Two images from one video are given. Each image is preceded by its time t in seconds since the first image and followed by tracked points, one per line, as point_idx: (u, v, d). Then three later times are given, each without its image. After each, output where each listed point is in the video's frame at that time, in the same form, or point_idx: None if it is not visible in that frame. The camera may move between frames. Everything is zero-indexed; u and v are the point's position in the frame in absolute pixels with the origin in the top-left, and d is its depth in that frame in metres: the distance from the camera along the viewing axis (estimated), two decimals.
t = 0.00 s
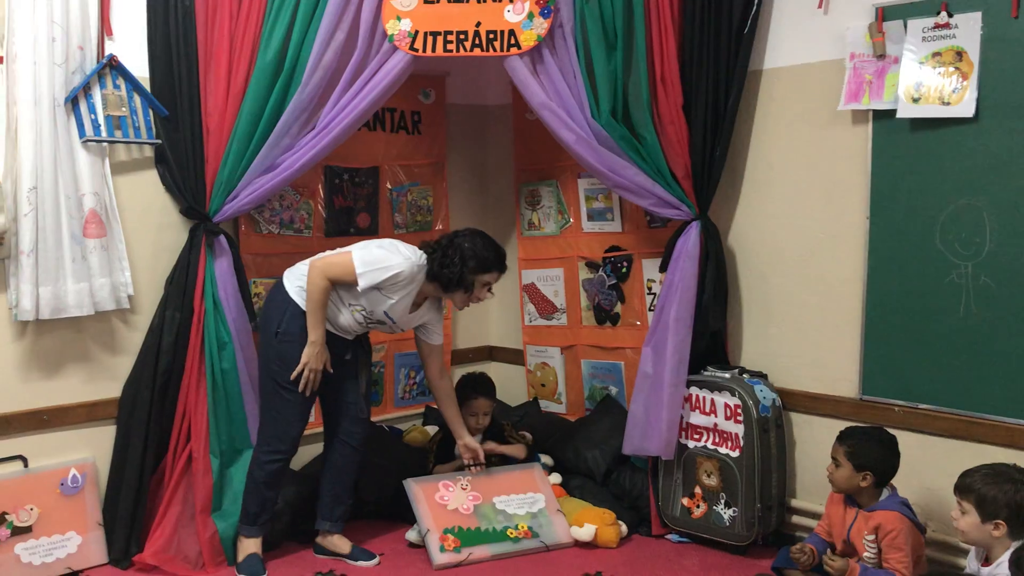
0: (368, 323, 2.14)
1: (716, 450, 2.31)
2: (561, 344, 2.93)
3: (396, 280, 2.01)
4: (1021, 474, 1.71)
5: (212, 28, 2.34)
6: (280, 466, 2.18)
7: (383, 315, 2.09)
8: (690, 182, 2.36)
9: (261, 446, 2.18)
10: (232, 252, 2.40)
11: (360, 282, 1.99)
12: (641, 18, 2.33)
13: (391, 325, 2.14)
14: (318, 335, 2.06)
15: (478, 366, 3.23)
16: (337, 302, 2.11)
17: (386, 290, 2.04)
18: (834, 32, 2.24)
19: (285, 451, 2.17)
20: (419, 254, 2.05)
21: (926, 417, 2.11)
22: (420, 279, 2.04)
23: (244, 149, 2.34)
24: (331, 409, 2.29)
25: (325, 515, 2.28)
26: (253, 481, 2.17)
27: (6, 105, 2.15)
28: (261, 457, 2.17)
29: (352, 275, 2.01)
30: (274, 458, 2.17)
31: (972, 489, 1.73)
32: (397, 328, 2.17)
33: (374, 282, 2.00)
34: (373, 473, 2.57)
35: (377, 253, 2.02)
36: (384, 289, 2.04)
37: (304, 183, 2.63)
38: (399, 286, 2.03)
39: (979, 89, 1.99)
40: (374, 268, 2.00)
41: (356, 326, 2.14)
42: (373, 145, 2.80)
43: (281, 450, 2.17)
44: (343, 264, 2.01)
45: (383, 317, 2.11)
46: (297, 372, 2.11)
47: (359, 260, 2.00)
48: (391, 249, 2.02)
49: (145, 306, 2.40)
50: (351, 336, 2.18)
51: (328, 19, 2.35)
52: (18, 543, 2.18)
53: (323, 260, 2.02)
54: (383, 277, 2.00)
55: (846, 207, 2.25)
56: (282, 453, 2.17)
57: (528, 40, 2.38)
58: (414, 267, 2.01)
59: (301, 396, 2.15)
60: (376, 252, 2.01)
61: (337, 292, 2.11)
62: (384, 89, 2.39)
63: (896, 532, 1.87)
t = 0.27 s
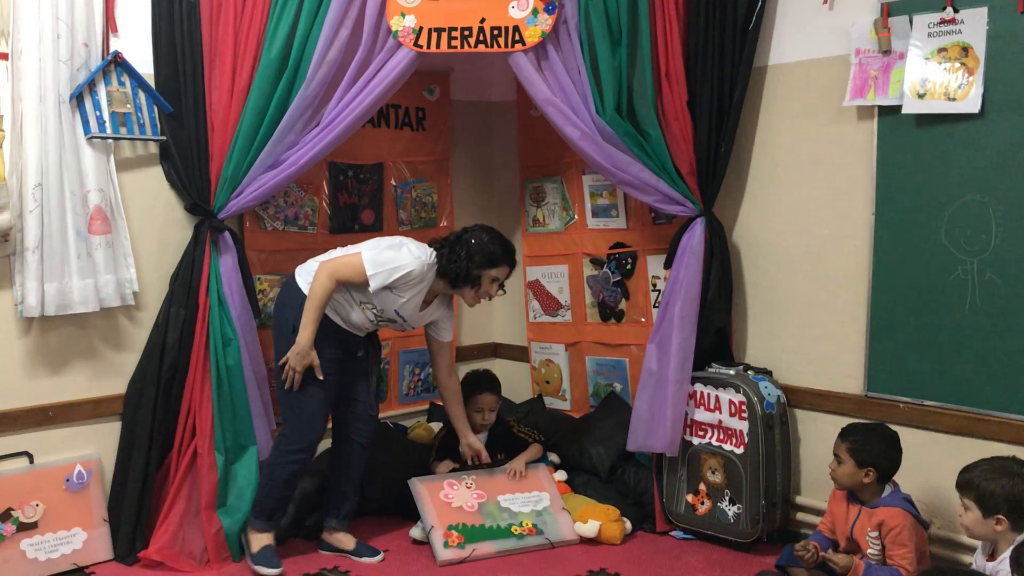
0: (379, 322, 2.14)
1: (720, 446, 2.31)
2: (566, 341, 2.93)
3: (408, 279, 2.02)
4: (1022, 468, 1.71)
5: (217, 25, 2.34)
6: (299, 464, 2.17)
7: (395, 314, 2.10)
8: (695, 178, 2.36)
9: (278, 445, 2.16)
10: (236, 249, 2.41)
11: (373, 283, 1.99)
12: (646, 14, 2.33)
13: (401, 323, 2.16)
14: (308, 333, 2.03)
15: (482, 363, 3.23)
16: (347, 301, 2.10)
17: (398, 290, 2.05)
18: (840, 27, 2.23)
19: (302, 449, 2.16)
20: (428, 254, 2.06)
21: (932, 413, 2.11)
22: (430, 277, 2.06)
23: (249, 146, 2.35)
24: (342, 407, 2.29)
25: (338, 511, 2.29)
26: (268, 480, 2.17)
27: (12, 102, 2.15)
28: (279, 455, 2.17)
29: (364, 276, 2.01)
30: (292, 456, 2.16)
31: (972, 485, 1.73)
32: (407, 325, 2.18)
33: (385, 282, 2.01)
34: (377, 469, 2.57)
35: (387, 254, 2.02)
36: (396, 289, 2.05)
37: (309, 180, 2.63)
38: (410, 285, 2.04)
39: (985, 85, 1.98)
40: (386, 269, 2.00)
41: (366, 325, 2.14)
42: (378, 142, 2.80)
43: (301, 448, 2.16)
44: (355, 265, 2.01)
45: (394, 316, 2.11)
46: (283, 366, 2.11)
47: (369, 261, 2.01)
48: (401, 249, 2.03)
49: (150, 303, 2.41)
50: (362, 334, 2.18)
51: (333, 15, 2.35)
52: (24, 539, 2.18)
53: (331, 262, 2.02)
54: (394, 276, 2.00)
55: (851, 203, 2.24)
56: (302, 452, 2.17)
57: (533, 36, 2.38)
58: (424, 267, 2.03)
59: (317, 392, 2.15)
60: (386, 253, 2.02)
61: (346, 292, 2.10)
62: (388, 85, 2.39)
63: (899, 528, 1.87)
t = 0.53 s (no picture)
0: (392, 315, 2.09)
1: (721, 444, 2.32)
2: (567, 340, 2.93)
3: (414, 269, 1.97)
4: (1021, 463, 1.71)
5: (217, 25, 2.34)
6: (366, 464, 2.08)
7: (406, 305, 2.05)
8: (695, 176, 2.36)
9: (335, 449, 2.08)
10: (238, 249, 2.41)
11: (379, 276, 1.94)
12: (646, 13, 2.33)
13: (415, 314, 2.10)
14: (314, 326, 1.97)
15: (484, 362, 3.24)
16: (356, 297, 2.06)
17: (406, 281, 1.99)
18: (840, 25, 2.23)
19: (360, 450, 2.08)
20: (434, 241, 2.00)
21: (932, 411, 2.11)
22: (438, 265, 2.00)
23: (250, 145, 2.35)
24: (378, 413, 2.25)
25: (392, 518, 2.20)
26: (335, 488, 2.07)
27: (13, 102, 2.15)
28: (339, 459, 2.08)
29: (369, 269, 1.96)
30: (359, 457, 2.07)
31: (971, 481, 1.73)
32: (422, 314, 2.12)
33: (392, 274, 1.95)
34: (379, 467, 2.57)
35: (391, 245, 1.96)
36: (404, 280, 1.99)
37: (310, 179, 2.64)
38: (418, 274, 1.99)
39: (985, 83, 1.98)
40: (391, 261, 1.94)
41: (380, 320, 2.09)
42: (379, 141, 2.80)
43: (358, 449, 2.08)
44: (359, 259, 1.95)
45: (406, 308, 2.06)
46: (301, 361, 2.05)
47: (374, 254, 1.95)
48: (405, 239, 1.97)
49: (152, 303, 2.41)
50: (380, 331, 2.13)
51: (333, 15, 2.35)
52: (27, 538, 2.19)
53: (336, 256, 1.97)
54: (401, 267, 1.95)
55: (851, 201, 2.25)
56: (364, 449, 2.08)
57: (533, 35, 2.38)
58: (430, 254, 1.96)
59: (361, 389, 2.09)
60: (389, 244, 1.96)
61: (354, 287, 2.06)
62: (389, 85, 2.39)
63: (900, 524, 1.87)
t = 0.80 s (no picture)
0: (423, 317, 2.03)
1: (720, 444, 2.31)
2: (566, 340, 2.93)
3: (435, 268, 1.90)
4: (1016, 460, 1.71)
5: (214, 25, 2.34)
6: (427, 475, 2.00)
7: (435, 304, 1.99)
8: (692, 176, 2.37)
9: (398, 469, 1.99)
10: (235, 250, 2.41)
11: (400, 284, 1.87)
12: (642, 13, 2.33)
13: (446, 311, 2.04)
14: (336, 344, 1.95)
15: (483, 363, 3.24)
16: (381, 309, 2.01)
17: (429, 282, 1.93)
18: (836, 24, 2.23)
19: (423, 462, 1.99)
20: (447, 234, 1.92)
21: (930, 409, 2.11)
22: (457, 257, 1.93)
23: (247, 146, 2.35)
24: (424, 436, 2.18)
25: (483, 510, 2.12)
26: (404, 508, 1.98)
27: (10, 104, 2.15)
28: (402, 478, 1.99)
29: (389, 279, 1.90)
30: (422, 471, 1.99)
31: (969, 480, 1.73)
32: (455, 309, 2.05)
33: (412, 280, 1.88)
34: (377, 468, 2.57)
35: (404, 248, 1.90)
36: (427, 280, 1.93)
37: (308, 180, 2.64)
38: (440, 272, 1.92)
39: (982, 81, 1.98)
40: (408, 266, 1.88)
41: (412, 325, 2.03)
42: (376, 141, 2.80)
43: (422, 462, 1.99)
44: (376, 270, 1.89)
45: (436, 306, 2.00)
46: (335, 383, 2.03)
47: (390, 264, 1.88)
48: (417, 238, 1.90)
49: (150, 304, 2.41)
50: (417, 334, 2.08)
51: (330, 16, 2.35)
52: (25, 541, 2.19)
53: (351, 272, 1.91)
54: (420, 269, 1.88)
55: (849, 200, 2.25)
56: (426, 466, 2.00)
57: (530, 35, 2.38)
58: (446, 249, 1.89)
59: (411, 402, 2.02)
60: (401, 247, 1.89)
61: (376, 299, 2.00)
62: (386, 85, 2.39)
63: (899, 521, 1.87)
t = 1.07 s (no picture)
0: (462, 315, 1.93)
1: (716, 445, 2.32)
2: (562, 341, 2.93)
3: (474, 263, 1.80)
4: (1011, 459, 1.72)
5: (209, 28, 2.34)
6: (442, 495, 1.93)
7: (475, 302, 1.89)
8: (688, 177, 2.37)
9: (416, 482, 1.93)
10: (231, 253, 2.41)
11: (437, 278, 1.76)
12: (637, 15, 2.33)
13: (486, 310, 1.94)
14: (375, 347, 1.83)
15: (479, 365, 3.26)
16: (420, 307, 1.90)
17: (468, 277, 1.83)
18: (831, 26, 2.24)
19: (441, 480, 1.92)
20: (487, 228, 1.84)
21: (926, 409, 2.12)
22: (497, 251, 1.84)
23: (243, 149, 2.35)
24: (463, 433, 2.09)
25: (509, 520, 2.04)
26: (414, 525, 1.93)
27: (4, 108, 2.15)
28: (417, 493, 1.93)
29: (426, 275, 1.79)
30: (436, 490, 1.92)
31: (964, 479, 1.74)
32: (494, 308, 1.95)
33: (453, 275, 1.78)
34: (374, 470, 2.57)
35: (442, 243, 1.80)
36: (467, 274, 1.83)
37: (304, 183, 2.64)
38: (480, 266, 1.83)
39: (976, 82, 1.99)
40: (447, 259, 1.78)
41: (451, 324, 1.92)
42: (372, 144, 2.80)
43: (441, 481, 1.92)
44: (415, 265, 1.78)
45: (475, 304, 1.90)
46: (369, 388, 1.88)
47: (428, 258, 1.78)
48: (456, 231, 1.81)
49: (145, 307, 2.41)
50: (455, 334, 1.97)
51: (325, 18, 2.35)
52: (21, 544, 2.19)
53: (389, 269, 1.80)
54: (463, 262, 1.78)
55: (844, 201, 2.25)
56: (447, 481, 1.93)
57: (525, 37, 2.38)
58: (486, 242, 1.81)
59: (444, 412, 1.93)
60: (440, 241, 1.80)
61: (414, 296, 1.90)
62: (381, 87, 2.39)
63: (896, 521, 1.88)
